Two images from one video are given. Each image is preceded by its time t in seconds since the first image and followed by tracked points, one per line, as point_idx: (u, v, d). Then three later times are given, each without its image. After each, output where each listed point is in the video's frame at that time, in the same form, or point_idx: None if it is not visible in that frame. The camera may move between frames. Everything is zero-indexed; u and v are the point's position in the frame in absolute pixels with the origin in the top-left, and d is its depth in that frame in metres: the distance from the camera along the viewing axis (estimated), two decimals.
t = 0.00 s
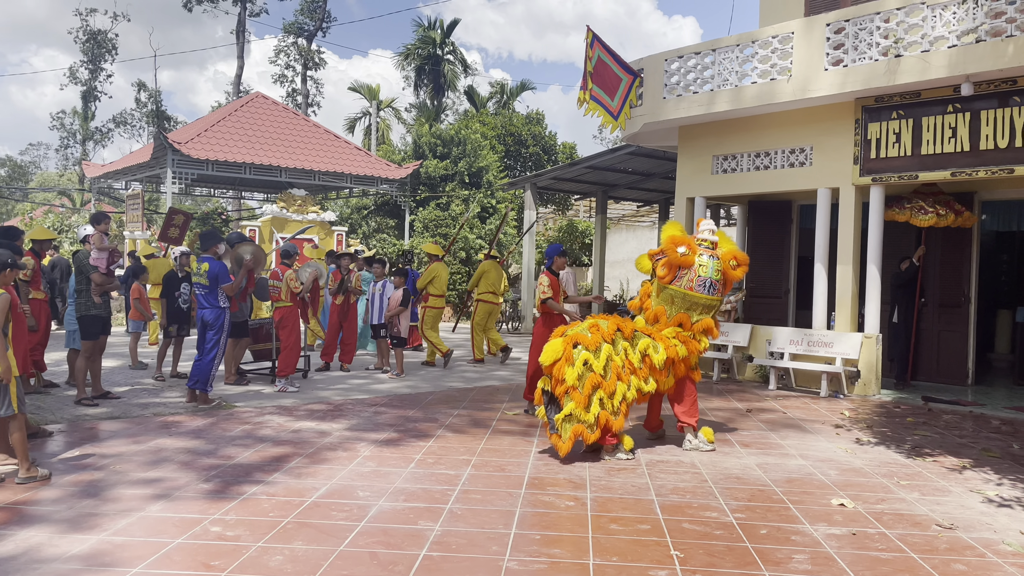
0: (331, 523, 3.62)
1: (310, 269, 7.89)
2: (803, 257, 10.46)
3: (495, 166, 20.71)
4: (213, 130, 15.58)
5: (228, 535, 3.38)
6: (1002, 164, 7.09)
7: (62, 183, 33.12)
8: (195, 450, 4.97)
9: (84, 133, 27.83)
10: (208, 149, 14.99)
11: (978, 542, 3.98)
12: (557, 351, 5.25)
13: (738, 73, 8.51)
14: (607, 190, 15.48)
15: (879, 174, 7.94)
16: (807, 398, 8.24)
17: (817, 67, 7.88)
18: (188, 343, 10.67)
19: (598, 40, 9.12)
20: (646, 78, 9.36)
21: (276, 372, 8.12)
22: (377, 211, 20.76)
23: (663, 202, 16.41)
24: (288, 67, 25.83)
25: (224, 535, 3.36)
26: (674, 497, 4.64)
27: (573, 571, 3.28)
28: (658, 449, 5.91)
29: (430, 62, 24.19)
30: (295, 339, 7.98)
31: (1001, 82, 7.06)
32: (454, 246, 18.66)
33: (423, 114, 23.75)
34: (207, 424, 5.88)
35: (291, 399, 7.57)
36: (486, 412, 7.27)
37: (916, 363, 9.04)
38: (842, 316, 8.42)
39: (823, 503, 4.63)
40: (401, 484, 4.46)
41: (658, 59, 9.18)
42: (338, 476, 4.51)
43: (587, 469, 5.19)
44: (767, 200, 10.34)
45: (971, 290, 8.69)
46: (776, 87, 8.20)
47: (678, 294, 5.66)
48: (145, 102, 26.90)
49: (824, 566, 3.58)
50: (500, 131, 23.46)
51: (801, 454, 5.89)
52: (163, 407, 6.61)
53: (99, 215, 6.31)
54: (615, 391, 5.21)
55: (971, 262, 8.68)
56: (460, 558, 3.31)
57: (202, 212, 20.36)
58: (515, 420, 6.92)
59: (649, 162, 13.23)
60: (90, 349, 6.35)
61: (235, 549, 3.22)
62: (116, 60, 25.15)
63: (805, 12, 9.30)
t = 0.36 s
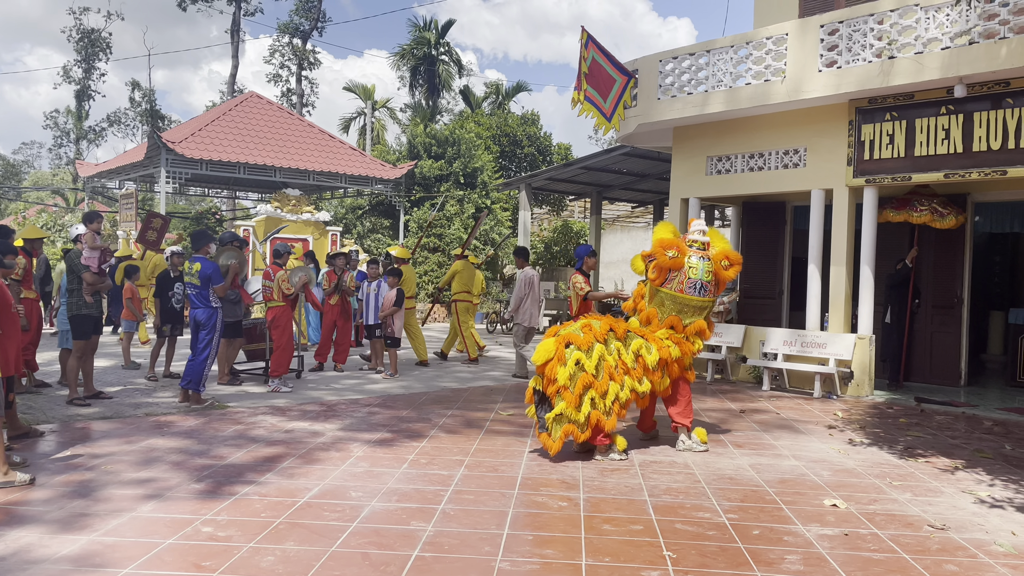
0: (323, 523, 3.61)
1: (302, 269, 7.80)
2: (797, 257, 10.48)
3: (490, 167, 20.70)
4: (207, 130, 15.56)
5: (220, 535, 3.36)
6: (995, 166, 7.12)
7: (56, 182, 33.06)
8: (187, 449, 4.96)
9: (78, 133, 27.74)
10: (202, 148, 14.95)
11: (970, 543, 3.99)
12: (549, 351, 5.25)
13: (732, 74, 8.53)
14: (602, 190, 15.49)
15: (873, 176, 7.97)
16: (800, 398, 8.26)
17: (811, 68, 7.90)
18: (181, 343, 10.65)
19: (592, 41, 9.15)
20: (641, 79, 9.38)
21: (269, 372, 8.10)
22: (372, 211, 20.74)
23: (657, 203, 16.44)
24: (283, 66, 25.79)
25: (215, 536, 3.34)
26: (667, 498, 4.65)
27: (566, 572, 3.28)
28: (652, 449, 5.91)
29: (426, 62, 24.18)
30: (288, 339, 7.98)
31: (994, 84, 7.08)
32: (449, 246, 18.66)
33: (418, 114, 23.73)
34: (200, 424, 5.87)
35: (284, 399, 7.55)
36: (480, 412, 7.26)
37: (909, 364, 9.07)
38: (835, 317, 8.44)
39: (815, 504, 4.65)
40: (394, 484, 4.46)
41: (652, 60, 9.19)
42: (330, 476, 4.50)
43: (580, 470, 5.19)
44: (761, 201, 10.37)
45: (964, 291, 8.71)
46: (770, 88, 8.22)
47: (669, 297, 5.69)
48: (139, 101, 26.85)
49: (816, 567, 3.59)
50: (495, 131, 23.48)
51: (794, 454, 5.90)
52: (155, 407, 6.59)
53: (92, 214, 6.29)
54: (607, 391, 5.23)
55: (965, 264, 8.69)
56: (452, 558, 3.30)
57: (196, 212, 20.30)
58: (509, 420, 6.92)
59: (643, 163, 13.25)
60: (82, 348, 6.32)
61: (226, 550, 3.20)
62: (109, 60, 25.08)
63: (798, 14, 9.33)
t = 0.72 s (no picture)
0: (318, 524, 3.60)
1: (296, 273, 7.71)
2: (792, 259, 10.50)
3: (487, 167, 20.70)
4: (204, 130, 15.55)
5: (213, 536, 3.33)
6: (990, 168, 7.13)
7: (52, 181, 33.04)
8: (182, 449, 4.94)
9: (74, 133, 27.69)
10: (198, 148, 14.92)
11: (964, 544, 4.00)
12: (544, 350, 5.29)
13: (728, 76, 8.54)
14: (598, 192, 15.50)
15: (869, 177, 7.99)
16: (796, 400, 8.27)
17: (807, 71, 7.92)
18: (176, 343, 10.64)
19: (589, 42, 9.18)
20: (637, 80, 9.39)
21: (265, 372, 8.10)
22: (368, 212, 20.72)
23: (654, 204, 16.46)
24: (280, 67, 25.76)
25: (209, 536, 3.32)
26: (662, 499, 4.65)
27: (560, 572, 3.28)
28: (648, 450, 5.92)
29: (423, 62, 24.17)
30: (283, 339, 7.98)
31: (990, 87, 7.10)
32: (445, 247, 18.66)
33: (415, 115, 23.72)
34: (195, 424, 5.86)
35: (279, 400, 7.53)
36: (475, 413, 7.26)
37: (904, 366, 9.09)
38: (831, 318, 8.45)
39: (810, 505, 4.66)
40: (388, 485, 4.45)
41: (649, 62, 9.20)
42: (325, 477, 4.49)
43: (575, 470, 5.20)
44: (757, 202, 10.39)
45: (959, 293, 8.74)
46: (766, 90, 8.23)
47: (668, 297, 5.71)
48: (135, 101, 26.81)
49: (810, 568, 3.59)
50: (492, 132, 23.49)
51: (789, 456, 5.91)
52: (150, 407, 6.57)
53: (86, 214, 6.27)
54: (602, 392, 5.22)
55: (960, 266, 8.73)
56: (446, 559, 3.30)
57: (192, 212, 20.26)
58: (505, 421, 6.91)
59: (640, 165, 13.26)
60: (76, 348, 6.30)
61: (219, 551, 3.18)
62: (106, 60, 25.04)
63: (795, 16, 9.35)
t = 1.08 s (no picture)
0: (315, 525, 3.58)
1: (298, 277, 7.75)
2: (792, 261, 10.49)
3: (486, 168, 20.69)
4: (203, 130, 15.54)
5: (210, 537, 3.29)
6: (990, 170, 7.13)
7: (52, 181, 33.04)
8: (179, 450, 4.92)
9: (73, 133, 27.68)
10: (197, 148, 14.91)
11: (963, 547, 3.99)
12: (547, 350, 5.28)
13: (728, 78, 8.54)
14: (598, 193, 15.51)
15: (868, 180, 7.98)
16: (794, 402, 8.26)
17: (807, 73, 7.91)
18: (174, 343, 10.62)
19: (589, 43, 9.20)
20: (637, 82, 9.39)
21: (263, 373, 8.08)
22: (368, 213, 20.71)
23: (654, 206, 16.46)
24: (280, 67, 25.76)
25: (206, 538, 3.28)
26: (661, 501, 4.64)
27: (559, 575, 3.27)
28: (646, 452, 5.91)
29: (423, 63, 24.16)
30: (281, 340, 7.96)
31: (990, 89, 7.10)
32: (445, 249, 18.65)
33: (415, 116, 23.72)
34: (193, 425, 5.83)
35: (277, 401, 7.52)
36: (474, 414, 7.25)
37: (903, 369, 9.09)
38: (830, 321, 8.45)
39: (809, 508, 4.65)
40: (386, 486, 4.44)
41: (649, 63, 9.20)
42: (323, 478, 4.48)
43: (574, 472, 5.19)
44: (757, 204, 10.38)
45: (959, 296, 8.74)
46: (766, 92, 8.23)
47: (666, 290, 5.80)
48: (135, 101, 26.82)
49: (809, 571, 3.58)
50: (492, 133, 23.48)
51: (788, 458, 5.90)
52: (148, 407, 6.55)
53: (84, 214, 6.24)
54: (605, 393, 5.19)
55: (959, 269, 8.73)
56: (444, 561, 3.29)
57: (191, 213, 20.27)
58: (504, 422, 6.91)
59: (640, 167, 13.27)
60: (74, 349, 6.29)
61: (215, 552, 3.14)
62: (106, 60, 25.03)
63: (795, 18, 9.35)
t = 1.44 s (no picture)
0: (320, 526, 3.56)
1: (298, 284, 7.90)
2: (796, 262, 10.46)
3: (490, 169, 20.71)
4: (208, 131, 15.57)
5: (215, 538, 3.25)
6: (996, 170, 7.10)
7: (58, 182, 33.16)
8: (184, 450, 4.92)
9: (79, 133, 27.77)
10: (202, 149, 14.95)
11: (969, 549, 3.97)
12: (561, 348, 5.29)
13: (732, 78, 8.53)
14: (602, 193, 15.50)
15: (874, 180, 7.95)
16: (799, 403, 8.24)
17: (812, 73, 7.89)
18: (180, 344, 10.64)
19: (594, 44, 9.19)
20: (641, 82, 9.37)
21: (267, 374, 8.11)
22: (373, 213, 20.74)
23: (658, 206, 16.45)
24: (285, 68, 25.82)
25: (211, 538, 3.24)
26: (666, 503, 4.64)
27: None
28: (650, 453, 5.90)
29: (428, 64, 24.19)
30: (286, 340, 7.98)
31: (995, 89, 7.08)
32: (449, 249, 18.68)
33: (419, 117, 23.75)
34: (198, 425, 5.84)
35: (282, 401, 7.53)
36: (479, 415, 7.26)
37: (908, 370, 9.05)
38: (835, 322, 8.42)
39: (814, 509, 4.63)
40: (391, 487, 4.43)
41: (653, 63, 9.19)
42: (328, 478, 4.47)
43: (578, 473, 5.19)
44: (762, 205, 10.37)
45: (965, 296, 8.70)
46: (771, 92, 8.21)
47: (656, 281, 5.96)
48: (140, 102, 26.91)
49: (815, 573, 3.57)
50: (496, 133, 23.51)
51: (793, 459, 5.88)
52: (153, 408, 6.57)
53: (90, 214, 6.25)
54: (618, 388, 5.19)
55: (965, 269, 8.69)
56: (449, 562, 3.28)
57: (197, 213, 20.33)
58: (508, 423, 6.91)
59: (644, 167, 13.26)
60: (79, 350, 6.30)
61: (221, 552, 3.09)
62: (111, 61, 25.10)
63: (801, 18, 9.33)
